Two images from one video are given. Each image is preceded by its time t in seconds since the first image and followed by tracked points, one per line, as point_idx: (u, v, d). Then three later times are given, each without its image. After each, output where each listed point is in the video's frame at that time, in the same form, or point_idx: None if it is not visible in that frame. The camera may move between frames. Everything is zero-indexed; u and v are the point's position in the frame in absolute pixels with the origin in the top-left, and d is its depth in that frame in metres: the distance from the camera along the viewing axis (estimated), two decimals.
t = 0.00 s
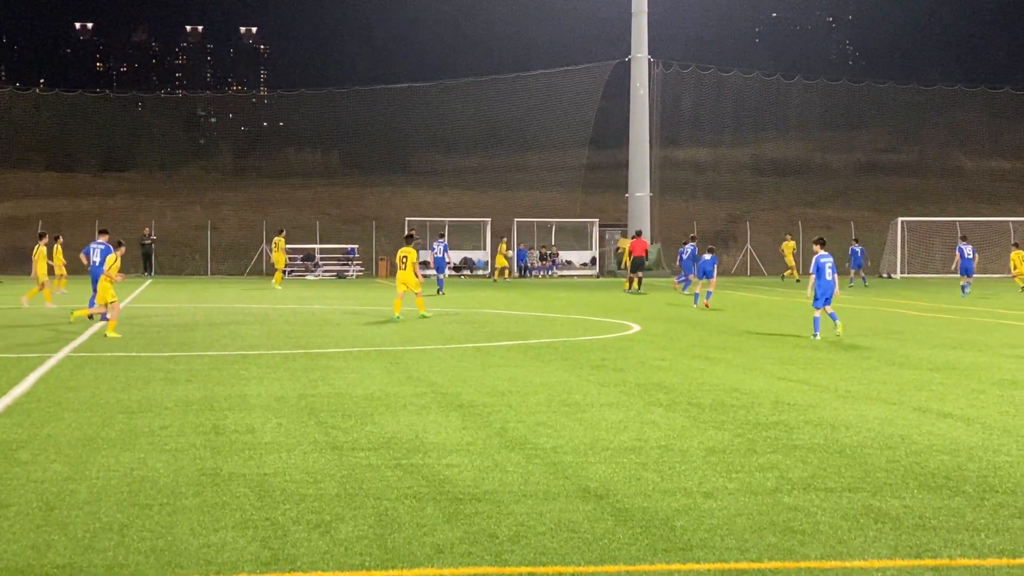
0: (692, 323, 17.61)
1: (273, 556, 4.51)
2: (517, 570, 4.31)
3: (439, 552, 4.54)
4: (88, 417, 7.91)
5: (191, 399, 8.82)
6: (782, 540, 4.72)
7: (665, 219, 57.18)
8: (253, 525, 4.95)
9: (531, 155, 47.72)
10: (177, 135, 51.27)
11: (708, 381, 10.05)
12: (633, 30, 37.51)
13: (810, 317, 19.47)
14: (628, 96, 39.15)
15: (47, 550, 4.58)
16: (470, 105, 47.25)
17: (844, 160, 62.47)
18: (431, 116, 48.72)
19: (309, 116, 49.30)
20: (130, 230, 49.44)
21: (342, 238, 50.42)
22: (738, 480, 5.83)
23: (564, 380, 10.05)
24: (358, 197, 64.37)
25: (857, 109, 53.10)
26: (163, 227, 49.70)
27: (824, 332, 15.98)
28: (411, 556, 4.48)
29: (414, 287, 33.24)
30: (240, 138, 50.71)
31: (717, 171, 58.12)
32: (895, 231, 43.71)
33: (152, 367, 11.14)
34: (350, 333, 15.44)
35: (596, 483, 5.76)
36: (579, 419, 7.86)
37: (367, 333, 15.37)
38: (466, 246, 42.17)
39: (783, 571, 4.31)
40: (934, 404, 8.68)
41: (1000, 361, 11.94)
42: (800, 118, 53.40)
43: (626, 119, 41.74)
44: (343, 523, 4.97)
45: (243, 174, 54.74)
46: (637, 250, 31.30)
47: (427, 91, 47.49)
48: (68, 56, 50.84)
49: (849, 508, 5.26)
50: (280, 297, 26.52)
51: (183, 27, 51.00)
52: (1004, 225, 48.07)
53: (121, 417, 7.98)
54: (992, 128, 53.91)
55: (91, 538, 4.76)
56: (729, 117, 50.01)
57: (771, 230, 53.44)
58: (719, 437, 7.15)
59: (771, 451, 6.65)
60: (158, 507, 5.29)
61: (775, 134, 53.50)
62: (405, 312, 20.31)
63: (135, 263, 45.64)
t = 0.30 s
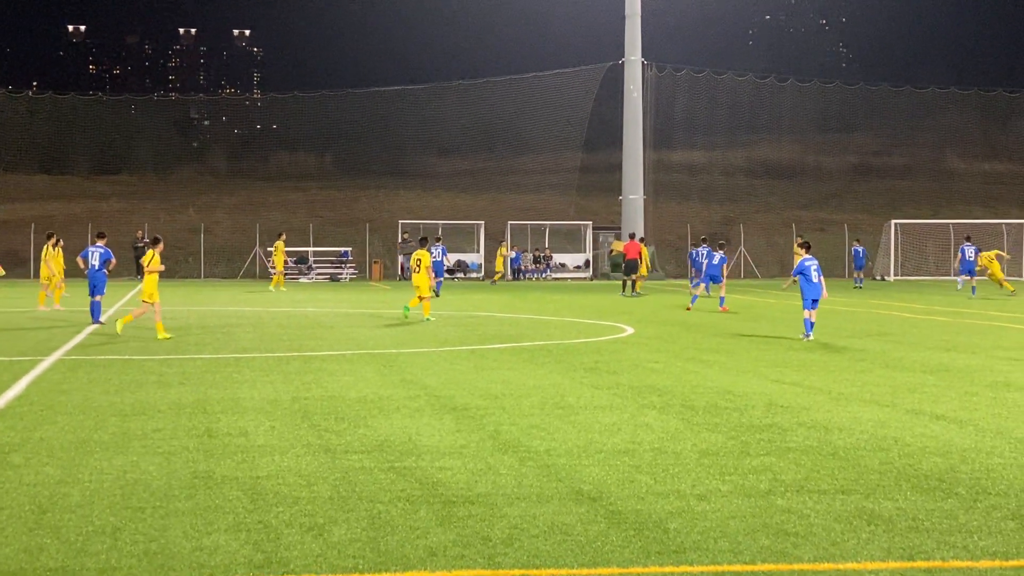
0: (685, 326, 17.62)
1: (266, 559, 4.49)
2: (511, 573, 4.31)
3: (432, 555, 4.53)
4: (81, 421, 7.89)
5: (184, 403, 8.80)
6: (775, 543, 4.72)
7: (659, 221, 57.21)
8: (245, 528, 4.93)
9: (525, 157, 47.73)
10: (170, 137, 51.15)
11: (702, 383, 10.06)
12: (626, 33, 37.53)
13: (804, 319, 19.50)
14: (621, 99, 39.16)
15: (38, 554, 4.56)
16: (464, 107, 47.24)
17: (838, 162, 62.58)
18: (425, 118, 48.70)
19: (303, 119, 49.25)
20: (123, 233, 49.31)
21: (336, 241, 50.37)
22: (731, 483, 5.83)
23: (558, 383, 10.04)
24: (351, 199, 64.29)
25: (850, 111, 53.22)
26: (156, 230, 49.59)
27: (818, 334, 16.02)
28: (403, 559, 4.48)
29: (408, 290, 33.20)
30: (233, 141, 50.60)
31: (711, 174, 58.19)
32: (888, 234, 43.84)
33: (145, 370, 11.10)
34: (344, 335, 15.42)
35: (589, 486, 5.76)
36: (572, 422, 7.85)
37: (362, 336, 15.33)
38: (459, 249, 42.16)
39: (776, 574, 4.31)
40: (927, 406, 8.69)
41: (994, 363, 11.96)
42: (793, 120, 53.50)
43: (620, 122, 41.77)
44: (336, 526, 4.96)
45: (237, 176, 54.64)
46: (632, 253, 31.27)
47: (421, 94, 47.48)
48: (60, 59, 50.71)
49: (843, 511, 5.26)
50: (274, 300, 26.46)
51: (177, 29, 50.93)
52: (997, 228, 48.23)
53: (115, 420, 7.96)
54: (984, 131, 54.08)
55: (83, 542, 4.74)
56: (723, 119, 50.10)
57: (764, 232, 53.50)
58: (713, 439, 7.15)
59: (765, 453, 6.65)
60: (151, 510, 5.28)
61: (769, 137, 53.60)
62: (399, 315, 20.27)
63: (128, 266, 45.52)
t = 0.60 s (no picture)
0: (679, 328, 17.64)
1: (260, 561, 4.49)
2: None
3: (425, 557, 4.53)
4: (74, 423, 7.87)
5: (178, 405, 8.77)
6: (768, 545, 4.73)
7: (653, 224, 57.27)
8: (239, 531, 4.93)
9: (519, 160, 47.75)
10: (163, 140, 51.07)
11: (695, 385, 10.07)
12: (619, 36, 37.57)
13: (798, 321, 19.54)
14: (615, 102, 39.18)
15: (32, 557, 4.55)
16: (457, 110, 47.22)
17: (831, 165, 62.69)
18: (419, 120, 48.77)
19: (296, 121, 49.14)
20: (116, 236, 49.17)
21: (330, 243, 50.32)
22: (724, 485, 5.84)
23: (551, 385, 10.04)
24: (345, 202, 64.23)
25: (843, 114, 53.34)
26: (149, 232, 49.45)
27: (811, 336, 16.04)
28: (397, 562, 4.48)
29: (402, 292, 33.19)
30: (226, 143, 50.51)
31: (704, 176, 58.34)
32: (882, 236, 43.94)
33: (138, 373, 11.07)
34: (338, 338, 15.39)
35: (582, 488, 5.76)
36: (566, 424, 7.85)
37: (356, 339, 15.32)
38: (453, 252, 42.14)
39: None
40: (920, 409, 8.70)
41: (987, 365, 11.99)
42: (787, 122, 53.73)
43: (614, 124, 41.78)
44: (329, 529, 4.96)
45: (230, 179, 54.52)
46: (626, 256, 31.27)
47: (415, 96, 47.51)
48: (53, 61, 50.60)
49: (836, 512, 5.28)
50: (267, 303, 26.42)
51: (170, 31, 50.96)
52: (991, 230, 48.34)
53: (108, 423, 7.94)
54: (977, 133, 54.23)
55: (77, 544, 4.72)
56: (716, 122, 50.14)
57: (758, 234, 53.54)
58: (706, 441, 7.16)
59: (757, 455, 6.67)
60: (144, 513, 5.27)
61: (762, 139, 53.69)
62: (392, 317, 20.25)
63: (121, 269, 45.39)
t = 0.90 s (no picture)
0: (671, 331, 17.67)
1: (252, 565, 4.46)
2: None
3: (418, 560, 4.52)
4: (65, 426, 7.85)
5: (169, 409, 8.74)
6: (761, 547, 4.73)
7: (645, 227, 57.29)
8: (231, 534, 4.91)
9: (512, 162, 47.75)
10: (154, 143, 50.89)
11: (687, 388, 10.07)
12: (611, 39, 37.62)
13: (790, 324, 19.57)
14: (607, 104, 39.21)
15: (23, 561, 4.52)
16: (450, 113, 47.19)
17: (823, 168, 62.82)
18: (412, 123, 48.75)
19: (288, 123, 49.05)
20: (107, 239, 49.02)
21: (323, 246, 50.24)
22: (717, 488, 5.85)
23: (544, 388, 10.03)
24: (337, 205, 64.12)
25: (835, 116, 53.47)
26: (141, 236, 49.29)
27: (804, 339, 16.06)
28: (390, 565, 4.46)
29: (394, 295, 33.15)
30: (217, 146, 50.38)
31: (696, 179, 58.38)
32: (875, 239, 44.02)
33: (130, 376, 11.02)
34: (331, 341, 15.36)
35: (575, 491, 5.75)
36: (558, 427, 7.85)
37: (348, 342, 15.28)
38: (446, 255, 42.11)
39: None
40: (912, 411, 8.71)
41: (979, 368, 12.01)
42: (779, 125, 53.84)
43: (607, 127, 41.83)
44: (322, 532, 4.94)
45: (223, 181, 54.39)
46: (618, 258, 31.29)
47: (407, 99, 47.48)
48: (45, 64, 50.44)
49: (829, 515, 5.28)
50: (260, 306, 26.37)
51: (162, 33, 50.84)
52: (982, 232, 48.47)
53: (99, 426, 7.90)
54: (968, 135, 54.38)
55: (68, 548, 4.70)
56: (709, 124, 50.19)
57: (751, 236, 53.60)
58: (699, 444, 7.16)
59: (750, 458, 6.67)
60: (136, 516, 5.25)
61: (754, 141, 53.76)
62: (384, 320, 20.22)
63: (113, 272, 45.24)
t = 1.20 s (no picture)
0: (663, 334, 17.70)
1: (243, 569, 4.45)
2: None
3: (409, 564, 4.51)
4: (56, 430, 7.82)
5: (160, 412, 8.71)
6: (752, 550, 4.73)
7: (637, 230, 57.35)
8: (222, 538, 4.89)
9: (504, 166, 47.78)
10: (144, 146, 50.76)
11: (678, 391, 10.09)
12: (602, 41, 37.69)
13: (780, 326, 19.64)
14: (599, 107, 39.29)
15: (14, 565, 4.50)
16: (442, 116, 47.19)
17: (813, 171, 63.09)
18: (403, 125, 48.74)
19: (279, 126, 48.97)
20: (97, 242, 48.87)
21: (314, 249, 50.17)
22: (708, 491, 5.85)
23: (535, 391, 10.03)
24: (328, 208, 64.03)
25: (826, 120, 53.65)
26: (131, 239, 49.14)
27: (795, 342, 16.10)
28: (381, 569, 4.45)
29: (385, 299, 33.14)
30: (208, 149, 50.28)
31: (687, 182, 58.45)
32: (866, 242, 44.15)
33: (120, 380, 10.98)
34: (322, 344, 15.34)
35: (566, 494, 5.75)
36: (550, 430, 7.84)
37: (340, 345, 15.27)
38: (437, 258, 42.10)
39: None
40: (903, 414, 8.74)
41: (969, 371, 12.05)
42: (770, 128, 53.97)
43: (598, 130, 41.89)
44: (313, 535, 4.93)
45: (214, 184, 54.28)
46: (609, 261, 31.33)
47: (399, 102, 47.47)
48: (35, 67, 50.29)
49: (820, 517, 5.29)
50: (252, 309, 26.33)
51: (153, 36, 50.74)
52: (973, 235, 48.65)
53: (90, 430, 7.87)
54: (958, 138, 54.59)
55: (59, 552, 4.68)
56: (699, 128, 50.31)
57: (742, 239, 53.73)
58: (691, 447, 7.17)
59: (741, 461, 6.68)
60: (127, 520, 5.23)
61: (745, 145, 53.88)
62: (376, 323, 20.21)
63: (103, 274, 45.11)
